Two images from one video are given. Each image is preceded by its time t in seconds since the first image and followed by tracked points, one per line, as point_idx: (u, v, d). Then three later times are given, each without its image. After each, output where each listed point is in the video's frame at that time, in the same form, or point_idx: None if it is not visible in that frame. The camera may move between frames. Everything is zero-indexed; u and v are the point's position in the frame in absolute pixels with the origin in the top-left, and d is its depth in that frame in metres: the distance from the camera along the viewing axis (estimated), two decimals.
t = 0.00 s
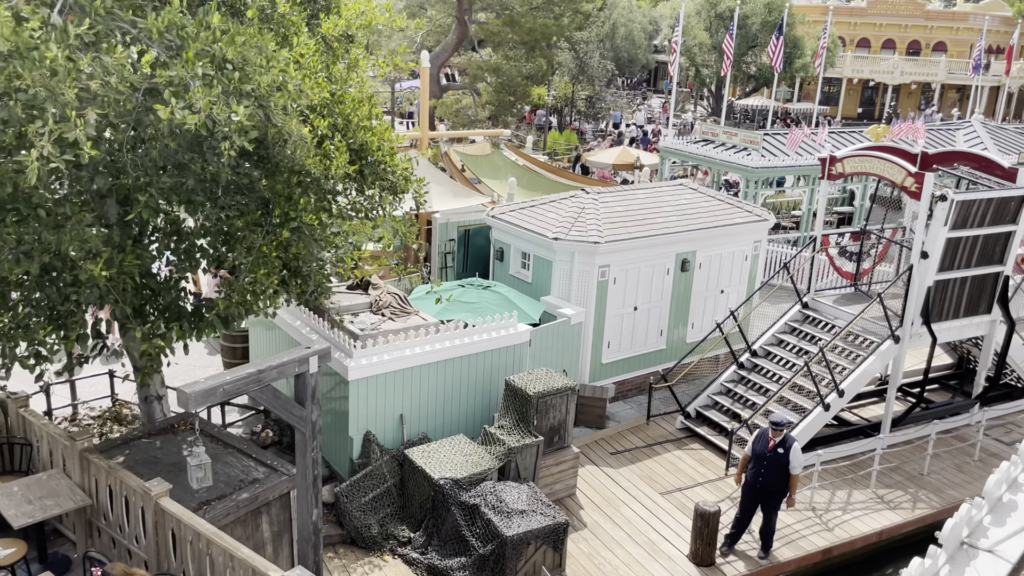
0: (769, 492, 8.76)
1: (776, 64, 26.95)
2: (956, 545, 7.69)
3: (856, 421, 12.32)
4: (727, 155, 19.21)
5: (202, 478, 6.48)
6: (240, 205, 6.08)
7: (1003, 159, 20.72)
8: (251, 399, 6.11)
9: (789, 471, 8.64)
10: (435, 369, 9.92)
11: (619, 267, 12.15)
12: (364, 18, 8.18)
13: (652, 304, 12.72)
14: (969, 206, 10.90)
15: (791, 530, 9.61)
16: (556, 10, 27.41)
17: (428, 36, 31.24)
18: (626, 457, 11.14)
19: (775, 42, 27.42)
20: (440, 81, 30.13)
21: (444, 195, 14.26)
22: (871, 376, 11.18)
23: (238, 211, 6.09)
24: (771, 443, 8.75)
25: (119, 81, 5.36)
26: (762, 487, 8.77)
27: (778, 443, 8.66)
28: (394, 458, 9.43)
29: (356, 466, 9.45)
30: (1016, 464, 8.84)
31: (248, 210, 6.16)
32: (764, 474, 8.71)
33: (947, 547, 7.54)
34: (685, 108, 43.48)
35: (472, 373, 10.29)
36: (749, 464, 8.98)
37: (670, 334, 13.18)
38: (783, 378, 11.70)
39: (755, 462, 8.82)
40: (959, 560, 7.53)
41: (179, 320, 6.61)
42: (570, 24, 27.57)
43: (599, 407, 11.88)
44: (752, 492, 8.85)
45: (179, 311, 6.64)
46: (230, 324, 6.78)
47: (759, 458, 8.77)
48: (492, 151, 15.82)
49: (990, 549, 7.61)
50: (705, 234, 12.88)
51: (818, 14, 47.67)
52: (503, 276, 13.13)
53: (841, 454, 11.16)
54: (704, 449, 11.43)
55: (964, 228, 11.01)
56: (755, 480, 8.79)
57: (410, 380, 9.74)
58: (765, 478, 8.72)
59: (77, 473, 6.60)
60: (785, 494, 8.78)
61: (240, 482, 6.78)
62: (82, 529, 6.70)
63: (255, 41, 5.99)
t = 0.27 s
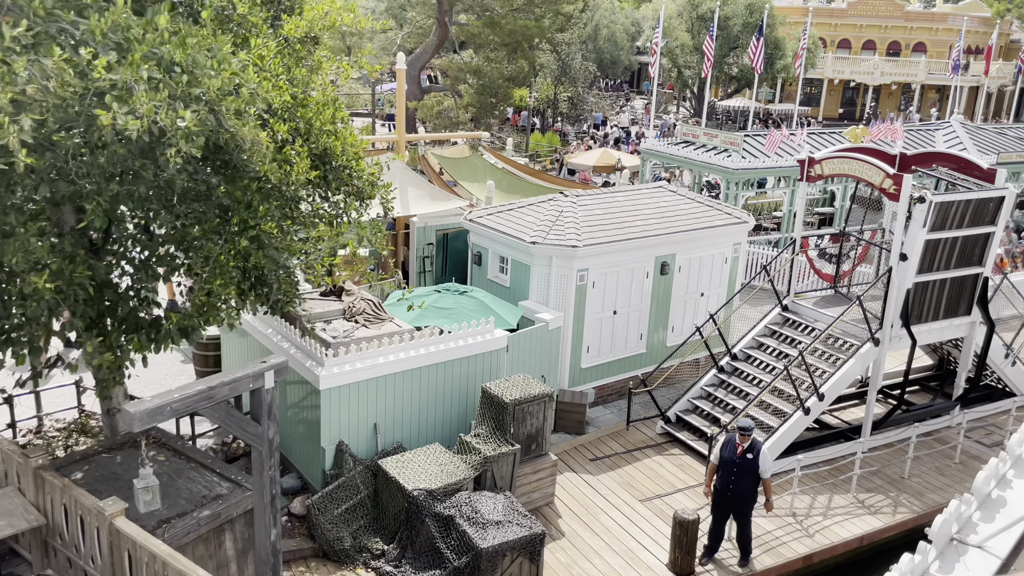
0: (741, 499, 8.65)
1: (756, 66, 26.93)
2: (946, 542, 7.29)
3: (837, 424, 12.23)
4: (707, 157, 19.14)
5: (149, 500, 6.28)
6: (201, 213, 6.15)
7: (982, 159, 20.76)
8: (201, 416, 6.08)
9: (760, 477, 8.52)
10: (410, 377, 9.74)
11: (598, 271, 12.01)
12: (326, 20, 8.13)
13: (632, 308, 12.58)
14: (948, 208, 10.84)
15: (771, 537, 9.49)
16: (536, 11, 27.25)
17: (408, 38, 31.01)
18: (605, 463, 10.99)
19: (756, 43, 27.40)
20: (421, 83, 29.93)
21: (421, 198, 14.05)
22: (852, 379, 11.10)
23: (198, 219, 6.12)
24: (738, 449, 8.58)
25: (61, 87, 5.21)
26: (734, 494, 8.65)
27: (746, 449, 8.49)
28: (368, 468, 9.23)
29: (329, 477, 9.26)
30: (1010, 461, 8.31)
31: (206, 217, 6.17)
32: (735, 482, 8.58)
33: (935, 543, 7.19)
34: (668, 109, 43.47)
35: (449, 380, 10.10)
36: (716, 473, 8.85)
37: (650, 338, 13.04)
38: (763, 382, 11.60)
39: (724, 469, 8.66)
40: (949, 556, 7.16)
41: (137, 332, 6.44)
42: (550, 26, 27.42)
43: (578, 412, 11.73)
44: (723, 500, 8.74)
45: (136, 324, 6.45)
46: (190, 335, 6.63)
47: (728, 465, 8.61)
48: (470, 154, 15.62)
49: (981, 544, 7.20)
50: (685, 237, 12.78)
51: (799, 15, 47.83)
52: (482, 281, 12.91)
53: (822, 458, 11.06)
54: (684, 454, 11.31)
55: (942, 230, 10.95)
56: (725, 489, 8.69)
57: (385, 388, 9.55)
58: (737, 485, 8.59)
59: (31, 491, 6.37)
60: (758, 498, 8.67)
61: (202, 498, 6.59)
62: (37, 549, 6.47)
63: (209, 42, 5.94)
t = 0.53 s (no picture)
0: (711, 511, 8.48)
1: (737, 67, 26.88)
2: (936, 541, 7.17)
3: (819, 430, 12.09)
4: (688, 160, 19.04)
5: (90, 529, 5.64)
6: (151, 223, 5.95)
7: (962, 160, 20.76)
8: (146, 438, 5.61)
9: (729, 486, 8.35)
10: (383, 388, 9.52)
11: (576, 277, 11.83)
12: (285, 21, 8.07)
13: (611, 313, 12.41)
14: (928, 211, 10.73)
15: (751, 547, 9.32)
16: (517, 12, 27.06)
17: (388, 40, 30.81)
18: (584, 472, 10.79)
19: (737, 45, 27.35)
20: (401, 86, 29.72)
21: (396, 204, 13.86)
22: (833, 384, 10.98)
23: (149, 231, 5.94)
24: (707, 458, 8.43)
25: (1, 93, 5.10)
26: (704, 505, 8.48)
27: (716, 458, 8.36)
28: (339, 482, 8.98)
29: (298, 491, 9.01)
30: (1001, 460, 7.97)
31: (157, 228, 5.97)
32: (706, 491, 8.41)
33: (926, 543, 7.08)
34: (650, 111, 43.44)
35: (423, 389, 9.89)
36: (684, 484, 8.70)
37: (630, 344, 12.88)
38: (744, 388, 11.45)
39: (693, 480, 8.48)
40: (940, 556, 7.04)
41: (91, 348, 6.22)
42: (531, 28, 27.26)
43: (557, 421, 11.53)
44: (693, 511, 8.56)
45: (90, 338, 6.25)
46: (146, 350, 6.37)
47: (697, 475, 8.44)
48: (447, 157, 15.33)
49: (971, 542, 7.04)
50: (665, 241, 12.64)
51: (781, 17, 47.95)
52: (458, 287, 12.67)
53: (804, 465, 10.91)
54: (665, 462, 11.13)
55: (922, 233, 10.85)
56: (696, 500, 8.51)
57: (357, 399, 9.32)
58: (708, 495, 8.42)
59: None
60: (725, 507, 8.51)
61: (160, 518, 6.34)
62: None
63: (159, 44, 5.88)
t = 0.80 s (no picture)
0: (685, 520, 8.31)
1: (717, 70, 26.84)
2: (925, 541, 7.34)
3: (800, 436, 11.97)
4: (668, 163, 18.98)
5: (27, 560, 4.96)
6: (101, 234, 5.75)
7: (942, 162, 20.76)
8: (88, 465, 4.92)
9: (703, 494, 8.20)
10: (355, 398, 9.30)
11: (554, 283, 11.65)
12: (244, 23, 7.96)
13: (589, 319, 12.24)
14: (907, 215, 10.64)
15: (731, 557, 9.17)
16: (496, 15, 26.88)
17: (367, 43, 30.58)
18: (562, 482, 10.61)
19: (717, 48, 27.31)
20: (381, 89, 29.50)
21: (373, 208, 13.52)
22: (813, 390, 10.87)
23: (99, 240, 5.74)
24: (680, 467, 8.31)
25: None
26: (678, 515, 8.32)
27: (688, 467, 8.24)
28: (309, 496, 8.75)
29: (267, 506, 8.77)
30: (988, 461, 8.43)
31: (108, 238, 5.81)
32: (679, 501, 8.25)
33: (916, 542, 7.24)
34: (632, 114, 43.41)
35: (396, 399, 9.67)
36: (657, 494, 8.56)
37: (609, 350, 12.71)
38: (724, 395, 11.31)
39: (665, 489, 8.34)
40: (929, 555, 7.22)
41: (41, 362, 6.11)
42: (511, 30, 27.10)
43: (534, 429, 11.34)
44: (668, 521, 8.39)
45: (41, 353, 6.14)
46: (101, 363, 6.19)
47: (669, 484, 8.31)
48: (424, 161, 15.42)
49: (959, 543, 7.27)
50: (643, 246, 12.50)
51: (761, 20, 48.09)
52: (434, 294, 12.44)
53: (784, 473, 10.78)
54: (644, 471, 10.97)
55: (901, 237, 10.76)
56: (669, 510, 8.35)
57: (327, 411, 9.10)
58: (681, 505, 8.27)
59: None
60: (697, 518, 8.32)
61: (115, 539, 6.08)
62: None
63: (101, 49, 5.79)
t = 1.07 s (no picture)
0: (663, 531, 8.16)
1: (698, 73, 26.78)
2: (913, 542, 7.21)
3: (780, 443, 11.85)
4: (648, 167, 18.96)
5: None
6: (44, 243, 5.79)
7: (921, 165, 20.76)
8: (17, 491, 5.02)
9: (680, 505, 8.05)
10: (326, 409, 9.08)
11: (531, 289, 11.46)
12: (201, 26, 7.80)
13: (567, 326, 12.07)
14: (886, 220, 10.55)
15: (710, 568, 9.02)
16: (476, 18, 26.67)
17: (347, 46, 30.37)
18: (539, 492, 10.42)
19: (698, 51, 27.27)
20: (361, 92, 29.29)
21: (347, 214, 13.19)
22: (793, 397, 10.77)
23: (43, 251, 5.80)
24: (656, 478, 8.12)
25: None
26: (655, 526, 8.16)
27: (664, 477, 8.04)
28: (278, 511, 8.51)
29: (234, 522, 8.53)
30: (975, 462, 8.30)
31: (50, 247, 5.81)
32: (655, 513, 8.09)
33: (902, 544, 7.12)
34: (615, 117, 43.38)
35: (369, 410, 9.45)
36: (635, 504, 8.39)
37: (588, 357, 12.55)
38: (704, 402, 11.17)
39: (642, 500, 8.18)
40: (917, 557, 7.08)
41: None
42: (491, 33, 26.91)
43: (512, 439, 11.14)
44: (645, 533, 8.23)
45: None
46: (48, 380, 6.06)
47: (646, 495, 8.14)
48: (401, 165, 15.20)
49: (947, 543, 7.12)
50: (621, 251, 12.35)
51: (742, 23, 48.24)
52: (410, 302, 12.22)
53: (764, 481, 10.65)
54: (623, 480, 10.81)
55: (881, 241, 10.67)
56: (646, 521, 8.19)
57: (297, 422, 8.87)
58: (657, 516, 8.11)
59: None
60: (678, 529, 8.17)
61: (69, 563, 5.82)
62: None
63: (45, 51, 5.70)
